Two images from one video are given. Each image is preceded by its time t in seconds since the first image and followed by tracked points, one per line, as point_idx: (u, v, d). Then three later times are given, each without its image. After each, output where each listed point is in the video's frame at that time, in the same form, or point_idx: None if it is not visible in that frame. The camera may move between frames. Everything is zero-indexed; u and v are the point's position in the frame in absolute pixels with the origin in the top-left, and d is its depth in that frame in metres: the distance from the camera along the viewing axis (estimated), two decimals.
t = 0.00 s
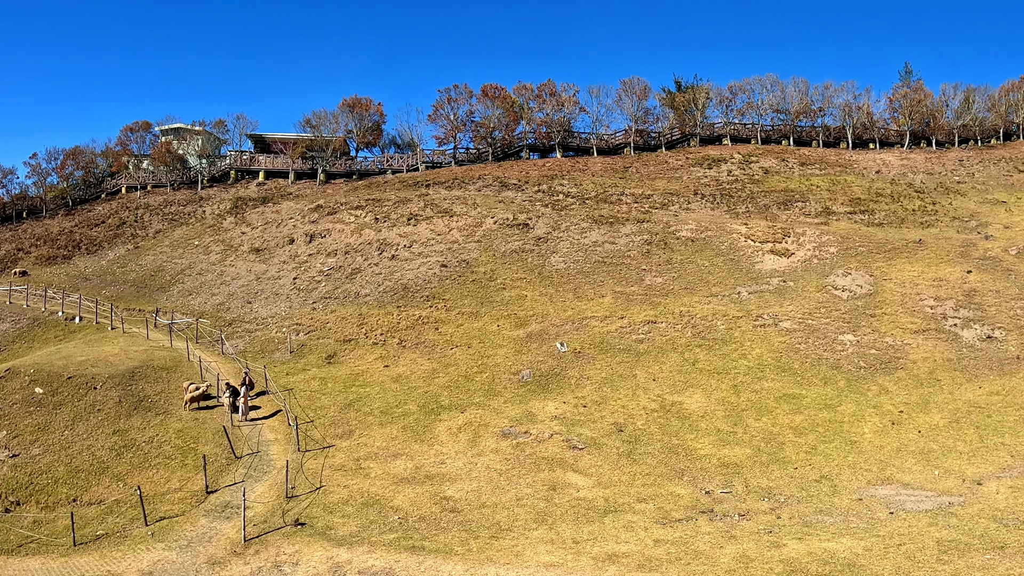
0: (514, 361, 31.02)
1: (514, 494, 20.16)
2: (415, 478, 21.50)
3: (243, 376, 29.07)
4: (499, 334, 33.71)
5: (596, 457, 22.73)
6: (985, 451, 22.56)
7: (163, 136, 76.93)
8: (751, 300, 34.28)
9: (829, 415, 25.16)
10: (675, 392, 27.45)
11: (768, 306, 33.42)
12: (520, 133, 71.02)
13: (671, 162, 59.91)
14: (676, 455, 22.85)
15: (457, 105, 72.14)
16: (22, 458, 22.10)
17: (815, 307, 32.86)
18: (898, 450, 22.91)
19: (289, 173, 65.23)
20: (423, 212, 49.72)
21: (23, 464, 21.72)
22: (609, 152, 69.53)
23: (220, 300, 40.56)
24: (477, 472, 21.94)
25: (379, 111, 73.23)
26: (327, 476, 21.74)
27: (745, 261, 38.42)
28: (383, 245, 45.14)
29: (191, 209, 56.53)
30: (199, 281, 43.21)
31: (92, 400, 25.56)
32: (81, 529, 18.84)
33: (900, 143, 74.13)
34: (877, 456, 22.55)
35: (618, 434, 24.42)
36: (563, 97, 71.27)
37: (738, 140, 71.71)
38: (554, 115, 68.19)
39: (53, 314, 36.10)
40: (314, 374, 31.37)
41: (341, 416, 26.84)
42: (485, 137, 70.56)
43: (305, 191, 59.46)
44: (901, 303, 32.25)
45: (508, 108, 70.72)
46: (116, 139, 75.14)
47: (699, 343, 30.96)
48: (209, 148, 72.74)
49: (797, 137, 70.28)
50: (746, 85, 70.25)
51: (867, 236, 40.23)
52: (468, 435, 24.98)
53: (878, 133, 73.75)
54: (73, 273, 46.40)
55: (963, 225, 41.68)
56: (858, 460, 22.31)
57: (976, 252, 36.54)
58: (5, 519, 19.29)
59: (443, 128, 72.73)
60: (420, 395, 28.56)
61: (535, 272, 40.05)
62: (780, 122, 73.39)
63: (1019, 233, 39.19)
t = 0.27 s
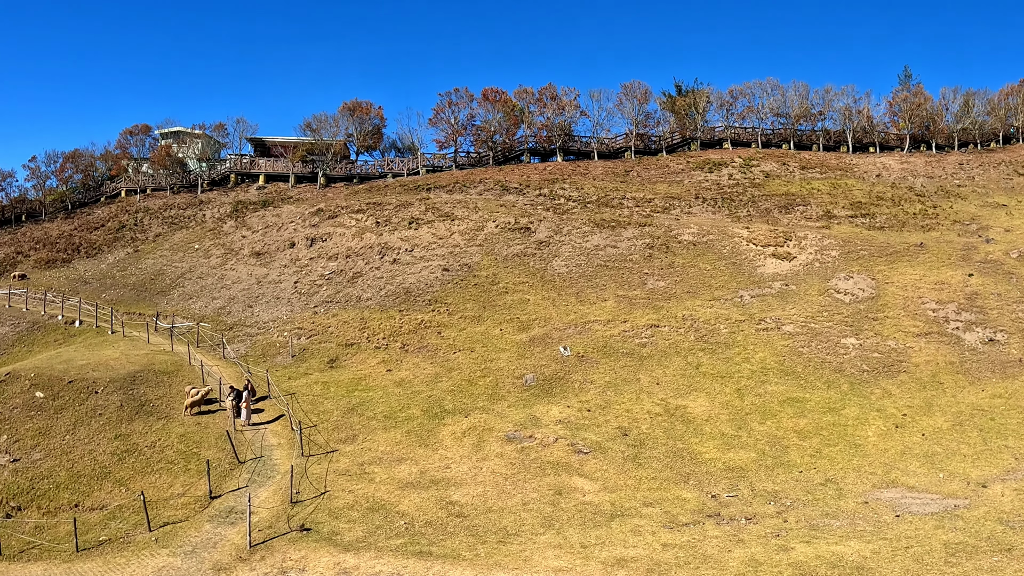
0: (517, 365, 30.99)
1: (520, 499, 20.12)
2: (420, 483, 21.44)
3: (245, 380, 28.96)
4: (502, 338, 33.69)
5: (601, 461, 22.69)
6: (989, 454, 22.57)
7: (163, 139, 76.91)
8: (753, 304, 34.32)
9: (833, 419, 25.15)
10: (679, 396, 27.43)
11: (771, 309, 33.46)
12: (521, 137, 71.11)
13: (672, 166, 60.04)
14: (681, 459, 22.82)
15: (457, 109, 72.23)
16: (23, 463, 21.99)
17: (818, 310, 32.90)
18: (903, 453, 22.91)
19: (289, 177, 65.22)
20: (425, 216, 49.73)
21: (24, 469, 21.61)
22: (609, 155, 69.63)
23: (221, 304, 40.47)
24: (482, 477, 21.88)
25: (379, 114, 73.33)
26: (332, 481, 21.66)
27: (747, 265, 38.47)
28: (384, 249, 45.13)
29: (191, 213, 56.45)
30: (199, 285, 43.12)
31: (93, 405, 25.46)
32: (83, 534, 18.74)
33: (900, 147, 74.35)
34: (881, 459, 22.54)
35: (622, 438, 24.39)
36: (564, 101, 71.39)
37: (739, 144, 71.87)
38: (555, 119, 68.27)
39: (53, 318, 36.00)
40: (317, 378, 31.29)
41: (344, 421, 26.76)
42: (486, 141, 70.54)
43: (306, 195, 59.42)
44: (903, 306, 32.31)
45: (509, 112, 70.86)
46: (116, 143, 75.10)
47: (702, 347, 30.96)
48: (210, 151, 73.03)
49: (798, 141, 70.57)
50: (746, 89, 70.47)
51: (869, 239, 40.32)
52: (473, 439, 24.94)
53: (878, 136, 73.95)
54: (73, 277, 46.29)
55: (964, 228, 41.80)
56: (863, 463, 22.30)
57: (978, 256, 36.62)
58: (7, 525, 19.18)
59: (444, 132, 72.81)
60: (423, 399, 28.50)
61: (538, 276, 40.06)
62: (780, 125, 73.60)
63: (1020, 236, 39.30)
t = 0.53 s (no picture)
0: (518, 369, 30.98)
1: (524, 504, 20.09)
2: (424, 487, 21.40)
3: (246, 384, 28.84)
4: (503, 343, 33.68)
5: (604, 466, 22.69)
6: (990, 458, 22.67)
7: (161, 142, 76.75)
8: (754, 308, 34.42)
9: (834, 423, 25.21)
10: (680, 400, 27.47)
11: (771, 314, 33.56)
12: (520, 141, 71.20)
13: (671, 171, 60.24)
14: (684, 464, 22.83)
15: (457, 113, 72.31)
16: (23, 467, 21.83)
17: (818, 315, 33.02)
18: (904, 457, 22.98)
19: (288, 180, 65.11)
20: (424, 220, 49.73)
21: (24, 473, 21.45)
22: (608, 160, 69.78)
23: (219, 308, 40.34)
24: (486, 481, 21.85)
25: (379, 118, 73.34)
26: (335, 486, 21.59)
27: (747, 270, 38.59)
28: (384, 253, 45.10)
29: (189, 216, 56.28)
30: (198, 288, 42.96)
31: (93, 408, 25.32)
32: (84, 540, 18.61)
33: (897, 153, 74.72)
34: (882, 463, 22.60)
35: (625, 443, 24.41)
36: (563, 106, 71.58)
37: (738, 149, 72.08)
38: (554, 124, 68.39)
39: (51, 321, 35.81)
40: (317, 382, 31.19)
41: (346, 425, 26.70)
42: (485, 145, 70.56)
43: (305, 198, 59.33)
44: (902, 311, 32.47)
45: (509, 116, 71.00)
46: (114, 145, 74.91)
47: (703, 352, 31.02)
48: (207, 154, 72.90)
49: (796, 146, 70.81)
50: (745, 94, 70.79)
51: (868, 244, 40.50)
52: (476, 443, 24.91)
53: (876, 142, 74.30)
54: (70, 279, 46.08)
55: (962, 233, 42.05)
56: (865, 468, 22.36)
57: (977, 261, 36.84)
58: (6, 530, 19.02)
59: (443, 136, 72.86)
60: (424, 404, 28.45)
61: (538, 280, 40.08)
62: (778, 130, 73.87)
63: (1018, 241, 39.56)
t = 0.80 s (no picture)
0: (519, 373, 30.95)
1: (527, 507, 20.05)
2: (426, 490, 21.33)
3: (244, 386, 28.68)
4: (503, 346, 33.65)
5: (606, 469, 22.68)
6: (990, 462, 22.78)
7: (158, 143, 76.50)
8: (753, 312, 34.52)
9: (834, 427, 25.29)
10: (681, 404, 27.50)
11: (770, 318, 33.67)
12: (519, 144, 71.27)
13: (670, 175, 60.44)
14: (686, 467, 22.85)
15: (456, 116, 72.34)
16: (20, 469, 21.62)
17: (817, 319, 33.14)
18: (904, 461, 23.06)
19: (286, 182, 64.90)
20: (423, 222, 49.70)
21: (22, 476, 21.24)
22: (607, 164, 69.92)
23: (217, 310, 40.15)
24: (488, 485, 21.80)
25: (377, 121, 73.23)
26: (336, 489, 21.49)
27: (746, 274, 38.71)
28: (382, 255, 45.03)
29: (186, 218, 56.02)
30: (195, 290, 42.76)
31: (91, 410, 25.14)
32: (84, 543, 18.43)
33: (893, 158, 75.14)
34: (883, 467, 22.66)
35: (626, 447, 24.40)
36: (563, 109, 71.74)
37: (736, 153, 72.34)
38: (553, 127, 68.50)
39: (48, 322, 35.56)
40: (316, 385, 31.05)
41: (346, 428, 26.60)
42: (484, 148, 70.58)
43: (302, 200, 59.17)
44: (901, 315, 32.63)
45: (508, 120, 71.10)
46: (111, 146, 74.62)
47: (703, 355, 31.08)
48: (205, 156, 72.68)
49: (794, 151, 71.09)
50: (743, 99, 71.12)
51: (866, 249, 40.71)
52: (477, 447, 24.86)
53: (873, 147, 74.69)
54: (66, 280, 45.79)
55: (959, 238, 42.31)
56: (865, 471, 22.42)
57: (974, 265, 37.08)
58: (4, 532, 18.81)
59: (442, 139, 72.87)
60: (425, 407, 28.37)
61: (537, 284, 40.10)
62: (776, 135, 74.17)
63: (1015, 246, 39.83)
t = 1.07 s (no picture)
0: (519, 376, 30.87)
1: (530, 511, 19.95)
2: (427, 494, 21.20)
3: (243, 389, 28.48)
4: (503, 349, 33.57)
5: (608, 473, 22.62)
6: (990, 466, 22.83)
7: (155, 144, 76.23)
8: (753, 317, 34.57)
9: (835, 432, 25.31)
10: (681, 408, 27.48)
11: (770, 323, 33.74)
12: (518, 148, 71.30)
13: (668, 180, 60.60)
14: (688, 471, 22.80)
15: (454, 119, 72.34)
16: (17, 471, 21.37)
17: (816, 324, 33.22)
18: (905, 465, 23.08)
19: (284, 184, 64.57)
20: (422, 225, 49.61)
21: (18, 477, 20.99)
22: (605, 168, 69.99)
23: (215, 312, 39.92)
24: (490, 488, 21.70)
25: (376, 123, 73.14)
26: (337, 493, 21.34)
27: (745, 278, 38.80)
28: (381, 258, 44.92)
29: (184, 219, 55.74)
30: (192, 292, 42.52)
31: (89, 412, 24.92)
32: (82, 546, 18.21)
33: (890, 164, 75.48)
34: (884, 471, 22.68)
35: (628, 450, 24.36)
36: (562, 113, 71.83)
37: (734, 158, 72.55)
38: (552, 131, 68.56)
39: (44, 323, 35.26)
40: (315, 388, 30.86)
41: (346, 431, 26.44)
42: (483, 152, 70.59)
43: (300, 203, 58.99)
44: (899, 320, 32.74)
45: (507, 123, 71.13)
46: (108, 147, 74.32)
47: (703, 360, 31.08)
48: (202, 157, 72.42)
49: (792, 156, 71.32)
50: (741, 104, 71.41)
51: (864, 254, 40.85)
52: (478, 450, 24.76)
53: (870, 152, 75.02)
54: (62, 281, 45.47)
55: (957, 244, 42.51)
56: (867, 476, 22.42)
57: (972, 271, 37.24)
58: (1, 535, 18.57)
59: (441, 142, 72.84)
60: (425, 410, 28.24)
61: (537, 287, 40.06)
62: (774, 140, 74.48)
63: (1012, 252, 40.04)
